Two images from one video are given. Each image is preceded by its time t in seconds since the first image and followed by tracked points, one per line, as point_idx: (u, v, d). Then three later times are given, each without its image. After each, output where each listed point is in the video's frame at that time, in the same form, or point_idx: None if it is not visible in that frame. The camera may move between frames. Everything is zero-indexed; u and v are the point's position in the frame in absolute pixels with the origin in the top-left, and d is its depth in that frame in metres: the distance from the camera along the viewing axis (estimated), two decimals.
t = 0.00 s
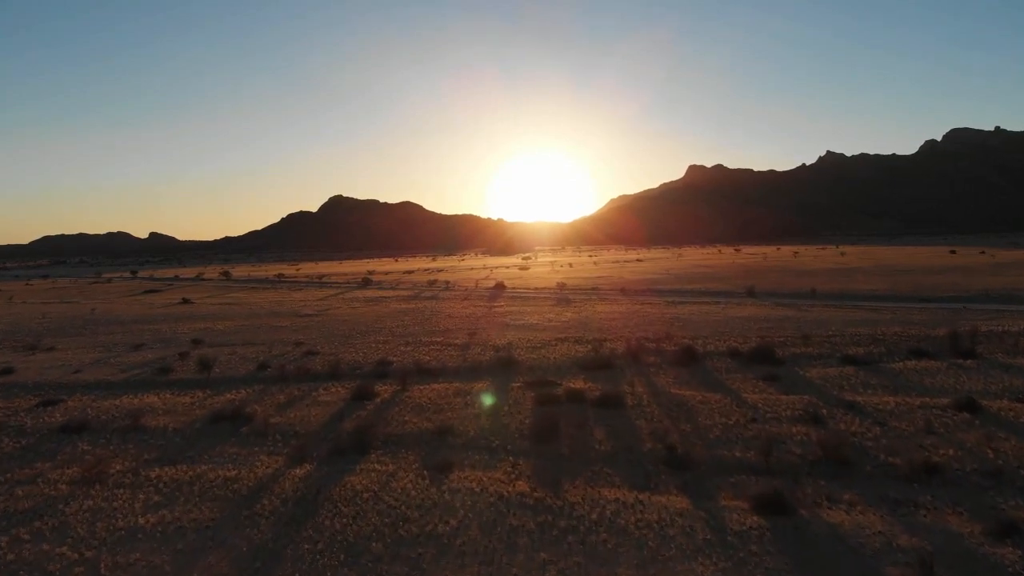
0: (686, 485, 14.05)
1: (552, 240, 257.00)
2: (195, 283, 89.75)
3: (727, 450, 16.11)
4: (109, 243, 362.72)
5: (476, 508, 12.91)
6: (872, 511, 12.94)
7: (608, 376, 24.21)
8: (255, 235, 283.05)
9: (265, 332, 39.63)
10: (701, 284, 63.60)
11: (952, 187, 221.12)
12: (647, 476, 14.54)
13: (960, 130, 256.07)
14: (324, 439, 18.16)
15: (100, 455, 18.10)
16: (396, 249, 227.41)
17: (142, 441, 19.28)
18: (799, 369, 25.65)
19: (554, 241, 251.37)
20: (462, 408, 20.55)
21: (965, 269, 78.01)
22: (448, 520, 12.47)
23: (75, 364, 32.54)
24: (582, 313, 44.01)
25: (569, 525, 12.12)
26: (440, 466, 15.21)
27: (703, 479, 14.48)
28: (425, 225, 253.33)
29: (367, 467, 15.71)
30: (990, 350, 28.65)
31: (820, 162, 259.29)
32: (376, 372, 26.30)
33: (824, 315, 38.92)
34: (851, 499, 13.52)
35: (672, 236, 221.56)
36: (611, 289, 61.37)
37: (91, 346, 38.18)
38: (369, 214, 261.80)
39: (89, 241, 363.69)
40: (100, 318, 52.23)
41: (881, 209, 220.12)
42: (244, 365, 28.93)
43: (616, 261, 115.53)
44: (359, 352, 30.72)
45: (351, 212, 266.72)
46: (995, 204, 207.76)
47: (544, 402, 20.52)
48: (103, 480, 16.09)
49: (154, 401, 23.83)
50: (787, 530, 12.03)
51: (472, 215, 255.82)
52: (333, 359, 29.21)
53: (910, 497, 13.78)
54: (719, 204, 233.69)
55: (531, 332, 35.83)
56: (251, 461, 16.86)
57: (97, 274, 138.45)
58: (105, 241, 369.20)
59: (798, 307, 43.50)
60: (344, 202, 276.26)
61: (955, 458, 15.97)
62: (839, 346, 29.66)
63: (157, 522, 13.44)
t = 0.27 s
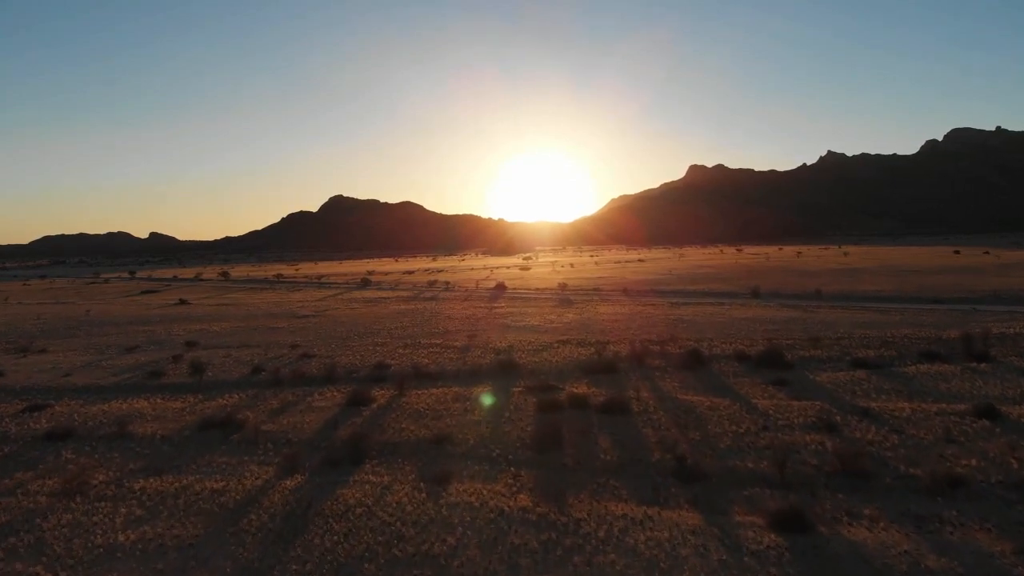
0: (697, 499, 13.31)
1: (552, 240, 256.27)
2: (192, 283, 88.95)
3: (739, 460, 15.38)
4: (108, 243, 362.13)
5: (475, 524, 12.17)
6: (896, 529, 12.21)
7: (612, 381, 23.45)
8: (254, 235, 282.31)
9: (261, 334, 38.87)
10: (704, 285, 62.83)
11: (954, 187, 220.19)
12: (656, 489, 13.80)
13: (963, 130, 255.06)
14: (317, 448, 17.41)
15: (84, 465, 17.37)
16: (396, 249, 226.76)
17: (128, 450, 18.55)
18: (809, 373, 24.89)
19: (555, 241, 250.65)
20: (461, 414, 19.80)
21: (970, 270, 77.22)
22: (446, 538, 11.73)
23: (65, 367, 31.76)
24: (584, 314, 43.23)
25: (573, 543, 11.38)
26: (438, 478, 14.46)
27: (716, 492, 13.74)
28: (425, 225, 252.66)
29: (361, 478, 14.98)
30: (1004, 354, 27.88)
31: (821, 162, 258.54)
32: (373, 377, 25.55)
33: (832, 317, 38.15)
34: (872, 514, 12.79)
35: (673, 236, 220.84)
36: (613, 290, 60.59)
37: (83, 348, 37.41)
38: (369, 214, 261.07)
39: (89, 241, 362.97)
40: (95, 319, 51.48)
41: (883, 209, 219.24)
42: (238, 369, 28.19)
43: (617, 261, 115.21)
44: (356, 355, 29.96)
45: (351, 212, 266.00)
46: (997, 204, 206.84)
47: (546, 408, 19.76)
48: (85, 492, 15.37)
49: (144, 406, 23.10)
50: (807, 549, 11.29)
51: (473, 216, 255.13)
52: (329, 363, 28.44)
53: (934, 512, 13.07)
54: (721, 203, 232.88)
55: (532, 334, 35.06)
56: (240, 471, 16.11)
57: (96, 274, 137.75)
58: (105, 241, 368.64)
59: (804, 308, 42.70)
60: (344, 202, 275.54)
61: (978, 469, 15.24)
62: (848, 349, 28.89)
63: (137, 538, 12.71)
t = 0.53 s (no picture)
0: (707, 513, 12.68)
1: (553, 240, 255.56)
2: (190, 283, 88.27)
3: (750, 470, 14.74)
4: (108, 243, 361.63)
5: (474, 540, 11.54)
6: (918, 546, 11.58)
7: (616, 385, 22.79)
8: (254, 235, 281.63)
9: (257, 336, 38.19)
10: (707, 285, 62.17)
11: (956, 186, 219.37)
12: (664, 502, 13.16)
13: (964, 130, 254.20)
14: (310, 457, 16.76)
15: (69, 474, 16.74)
16: (397, 249, 226.15)
17: (115, 458, 17.92)
18: (818, 377, 24.19)
19: (555, 241, 249.98)
20: (460, 419, 19.14)
21: (975, 270, 76.52)
22: (443, 556, 11.10)
23: (57, 370, 31.10)
24: (586, 315, 42.54)
25: (579, 562, 10.74)
26: (436, 489, 13.81)
27: (728, 506, 13.07)
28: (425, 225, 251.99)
29: (355, 488, 14.35)
30: (1017, 356, 27.19)
31: (823, 162, 257.83)
32: (370, 380, 24.89)
33: (838, 319, 37.46)
34: (893, 530, 12.15)
35: (674, 236, 220.16)
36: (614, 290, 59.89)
37: (76, 350, 36.76)
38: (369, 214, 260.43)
39: (88, 241, 362.28)
40: (90, 320, 50.82)
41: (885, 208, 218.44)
42: (232, 372, 27.53)
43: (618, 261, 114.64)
44: (354, 357, 29.28)
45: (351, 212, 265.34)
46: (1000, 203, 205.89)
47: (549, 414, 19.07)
48: (68, 504, 14.74)
49: (134, 411, 22.45)
50: (826, 569, 10.65)
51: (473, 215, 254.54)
52: (325, 366, 27.78)
53: (957, 527, 12.43)
54: (722, 203, 232.18)
55: (534, 336, 34.37)
56: (230, 481, 15.47)
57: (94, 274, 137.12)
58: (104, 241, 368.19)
59: (809, 309, 41.98)
60: (344, 201, 274.90)
61: (1001, 479, 14.59)
62: (857, 352, 28.21)
63: (119, 554, 12.08)
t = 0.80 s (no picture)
0: (722, 531, 11.95)
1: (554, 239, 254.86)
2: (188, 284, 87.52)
3: (764, 483, 14.02)
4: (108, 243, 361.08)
5: (474, 562, 10.82)
6: (948, 568, 10.85)
7: (621, 390, 22.05)
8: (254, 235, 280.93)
9: (253, 338, 37.43)
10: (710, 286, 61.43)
11: (963, 184, 218.42)
12: (676, 518, 12.43)
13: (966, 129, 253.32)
14: (302, 466, 16.00)
15: (50, 486, 16.01)
16: (397, 249, 225.44)
17: (100, 467, 17.19)
18: (829, 382, 23.42)
19: (556, 241, 249.24)
20: (460, 426, 18.38)
21: (980, 270, 75.78)
22: None
23: (46, 373, 30.35)
24: (588, 316, 41.80)
25: None
26: (433, 503, 13.06)
27: (743, 523, 12.34)
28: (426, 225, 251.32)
29: (349, 502, 13.63)
30: None
31: (824, 161, 257.03)
32: (367, 385, 24.15)
33: (846, 321, 36.71)
34: (919, 549, 11.43)
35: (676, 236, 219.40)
36: (616, 291, 59.11)
37: (68, 352, 36.01)
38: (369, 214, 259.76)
39: (88, 241, 361.66)
40: (85, 322, 50.09)
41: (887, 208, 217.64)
42: (225, 376, 26.78)
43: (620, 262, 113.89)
44: (351, 360, 28.54)
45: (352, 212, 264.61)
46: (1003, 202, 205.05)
47: (553, 420, 18.28)
48: (46, 518, 14.02)
49: (122, 417, 21.70)
50: None
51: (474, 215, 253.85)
52: (321, 369, 27.02)
53: (987, 545, 11.69)
54: (723, 203, 231.39)
55: (535, 338, 33.59)
56: (217, 494, 14.71)
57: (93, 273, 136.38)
58: (104, 241, 367.54)
59: (815, 311, 41.21)
60: (345, 201, 274.19)
61: None
62: (868, 356, 27.44)
63: None
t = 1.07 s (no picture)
0: (738, 551, 11.23)
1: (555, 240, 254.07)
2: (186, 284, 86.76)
3: (780, 498, 13.29)
4: (108, 243, 360.38)
5: None
6: None
7: (626, 396, 21.28)
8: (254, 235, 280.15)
9: (248, 340, 36.66)
10: (713, 286, 60.72)
11: (964, 184, 217.67)
12: (688, 538, 11.70)
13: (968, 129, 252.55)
14: (293, 478, 15.25)
15: (29, 499, 15.27)
16: (398, 249, 224.65)
17: (83, 479, 16.44)
18: (840, 387, 22.67)
19: (557, 241, 248.42)
20: (460, 434, 17.63)
21: (985, 270, 75.06)
22: None
23: (35, 377, 29.60)
24: (590, 318, 41.05)
25: None
26: (429, 520, 12.32)
27: (759, 542, 11.59)
28: (426, 225, 250.60)
29: (341, 518, 12.89)
30: None
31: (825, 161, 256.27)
32: (364, 390, 23.40)
33: (853, 322, 35.96)
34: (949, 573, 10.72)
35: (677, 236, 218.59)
36: (618, 291, 58.33)
37: (59, 355, 35.24)
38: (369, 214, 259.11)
39: (87, 241, 360.96)
40: (79, 323, 49.33)
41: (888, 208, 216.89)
42: (218, 380, 26.03)
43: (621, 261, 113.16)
44: (348, 364, 27.78)
45: (352, 212, 263.84)
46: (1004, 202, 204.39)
47: (556, 428, 17.53)
48: (21, 535, 13.28)
49: (109, 424, 20.93)
50: None
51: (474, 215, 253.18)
52: (316, 373, 26.26)
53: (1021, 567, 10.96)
54: (724, 203, 230.64)
55: (537, 341, 32.85)
56: (202, 509, 13.96)
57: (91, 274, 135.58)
58: (104, 241, 366.87)
59: (822, 312, 40.44)
60: (345, 201, 273.45)
61: None
62: (879, 359, 26.69)
63: None
